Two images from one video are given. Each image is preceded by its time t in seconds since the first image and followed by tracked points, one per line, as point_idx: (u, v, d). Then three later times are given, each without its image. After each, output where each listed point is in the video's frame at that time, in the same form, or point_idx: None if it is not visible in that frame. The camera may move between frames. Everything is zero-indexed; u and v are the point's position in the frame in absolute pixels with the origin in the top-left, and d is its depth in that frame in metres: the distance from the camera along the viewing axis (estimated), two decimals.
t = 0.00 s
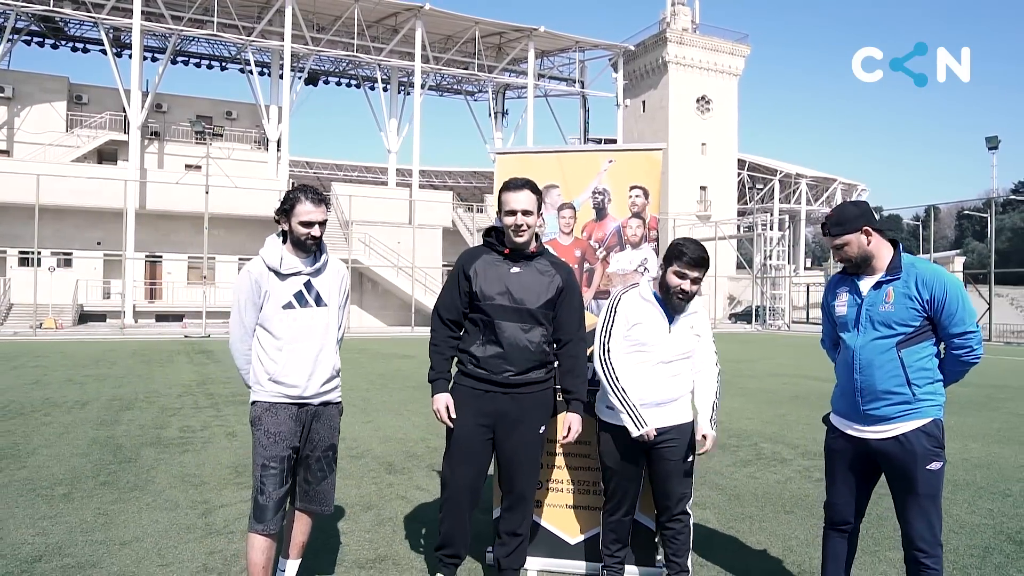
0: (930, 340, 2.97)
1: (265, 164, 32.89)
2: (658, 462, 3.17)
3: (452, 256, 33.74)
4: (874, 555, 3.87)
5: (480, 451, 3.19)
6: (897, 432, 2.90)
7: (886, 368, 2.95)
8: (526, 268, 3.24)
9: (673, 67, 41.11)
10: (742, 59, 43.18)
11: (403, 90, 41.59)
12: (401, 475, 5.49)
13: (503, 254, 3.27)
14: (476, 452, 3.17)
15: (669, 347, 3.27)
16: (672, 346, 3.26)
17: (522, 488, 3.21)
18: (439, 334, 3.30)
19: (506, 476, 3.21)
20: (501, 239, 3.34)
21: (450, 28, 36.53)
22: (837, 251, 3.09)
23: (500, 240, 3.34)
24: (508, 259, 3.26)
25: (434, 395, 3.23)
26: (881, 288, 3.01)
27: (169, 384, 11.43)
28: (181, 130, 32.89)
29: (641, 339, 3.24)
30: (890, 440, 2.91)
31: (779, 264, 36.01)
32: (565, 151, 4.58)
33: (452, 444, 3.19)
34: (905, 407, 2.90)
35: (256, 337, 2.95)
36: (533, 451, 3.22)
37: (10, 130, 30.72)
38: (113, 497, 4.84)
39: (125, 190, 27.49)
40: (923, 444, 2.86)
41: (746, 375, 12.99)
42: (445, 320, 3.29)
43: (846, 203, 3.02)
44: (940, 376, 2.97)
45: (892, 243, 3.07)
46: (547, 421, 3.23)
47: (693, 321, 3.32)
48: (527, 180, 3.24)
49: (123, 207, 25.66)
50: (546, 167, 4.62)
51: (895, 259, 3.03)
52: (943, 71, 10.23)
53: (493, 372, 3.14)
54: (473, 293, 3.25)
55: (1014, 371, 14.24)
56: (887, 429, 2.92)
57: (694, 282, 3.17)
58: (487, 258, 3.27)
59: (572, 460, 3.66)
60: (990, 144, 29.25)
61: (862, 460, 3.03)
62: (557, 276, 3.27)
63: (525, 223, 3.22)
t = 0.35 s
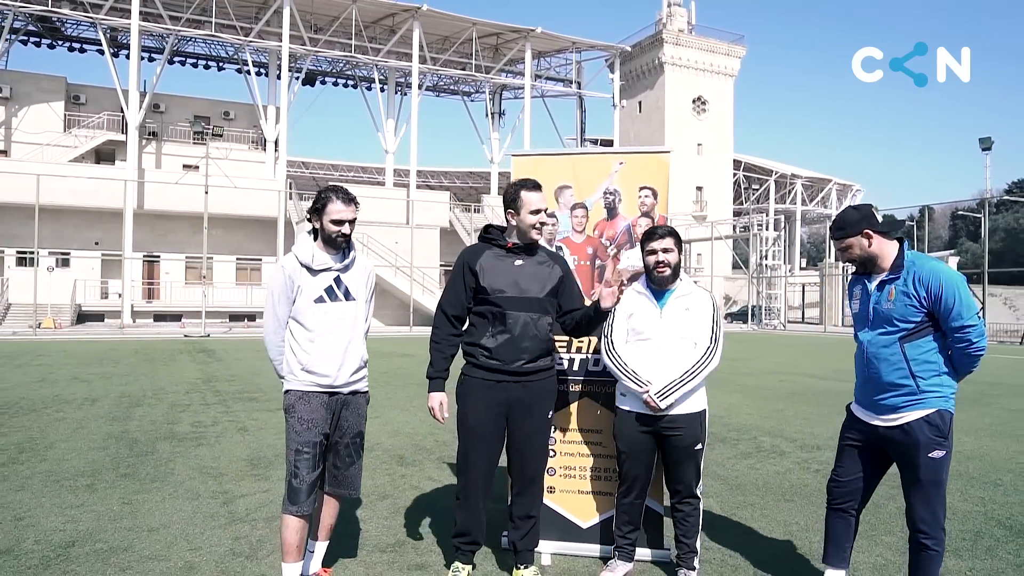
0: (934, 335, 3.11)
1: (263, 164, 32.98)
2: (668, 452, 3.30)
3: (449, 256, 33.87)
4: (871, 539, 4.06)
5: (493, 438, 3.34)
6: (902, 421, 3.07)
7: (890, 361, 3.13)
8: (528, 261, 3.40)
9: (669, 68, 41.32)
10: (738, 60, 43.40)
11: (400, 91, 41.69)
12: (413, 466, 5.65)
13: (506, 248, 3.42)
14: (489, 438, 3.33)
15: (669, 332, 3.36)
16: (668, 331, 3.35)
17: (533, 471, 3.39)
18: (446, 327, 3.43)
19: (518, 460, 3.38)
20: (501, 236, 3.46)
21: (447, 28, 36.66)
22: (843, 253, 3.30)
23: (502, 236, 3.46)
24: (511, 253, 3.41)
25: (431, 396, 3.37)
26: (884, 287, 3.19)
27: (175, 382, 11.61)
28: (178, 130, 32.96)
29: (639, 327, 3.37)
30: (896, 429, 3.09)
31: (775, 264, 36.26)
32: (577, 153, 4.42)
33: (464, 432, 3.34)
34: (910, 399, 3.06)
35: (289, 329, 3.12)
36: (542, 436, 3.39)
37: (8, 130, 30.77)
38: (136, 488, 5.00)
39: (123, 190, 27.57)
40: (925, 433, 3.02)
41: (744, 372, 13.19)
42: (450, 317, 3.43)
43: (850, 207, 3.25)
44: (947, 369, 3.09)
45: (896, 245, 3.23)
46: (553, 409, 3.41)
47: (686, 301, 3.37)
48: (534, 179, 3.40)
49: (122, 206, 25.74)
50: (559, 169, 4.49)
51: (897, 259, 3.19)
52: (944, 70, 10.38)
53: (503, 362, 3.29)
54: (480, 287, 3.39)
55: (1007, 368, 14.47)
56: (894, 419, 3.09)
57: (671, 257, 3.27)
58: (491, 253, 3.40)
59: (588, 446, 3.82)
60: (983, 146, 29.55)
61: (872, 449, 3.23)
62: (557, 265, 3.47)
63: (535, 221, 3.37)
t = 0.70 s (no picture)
0: (915, 334, 3.27)
1: (257, 164, 33.01)
2: (657, 442, 3.48)
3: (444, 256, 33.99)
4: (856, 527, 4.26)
5: (489, 429, 3.50)
6: (878, 413, 3.27)
7: (871, 354, 3.33)
8: (514, 260, 3.57)
9: (662, 68, 41.54)
10: (731, 60, 43.63)
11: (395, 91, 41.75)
12: (414, 461, 5.82)
13: (493, 249, 3.58)
14: (484, 433, 3.48)
15: (655, 329, 3.52)
16: (654, 329, 3.52)
17: (527, 462, 3.57)
18: (438, 326, 3.54)
19: (512, 452, 3.55)
20: (487, 239, 3.63)
21: (442, 29, 36.80)
22: (841, 250, 3.49)
23: (487, 238, 3.63)
24: (498, 254, 3.57)
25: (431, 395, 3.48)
26: (874, 285, 3.38)
27: (175, 381, 11.74)
28: (174, 131, 33.00)
29: (626, 326, 3.55)
30: (875, 419, 3.29)
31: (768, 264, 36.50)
32: (574, 159, 4.63)
33: (461, 426, 3.49)
34: (886, 391, 3.26)
35: (301, 329, 3.29)
36: (534, 427, 3.57)
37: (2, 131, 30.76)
38: (147, 482, 5.16)
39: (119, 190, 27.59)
40: (900, 424, 3.20)
41: (737, 370, 13.38)
42: (442, 317, 3.55)
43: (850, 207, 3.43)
44: (924, 366, 3.26)
45: (889, 246, 3.39)
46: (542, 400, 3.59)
47: (669, 299, 3.55)
48: (519, 184, 3.57)
49: (118, 206, 25.79)
50: (556, 175, 4.67)
51: (889, 259, 3.36)
52: (938, 71, 10.57)
53: (496, 359, 3.45)
54: (470, 287, 3.54)
55: (996, 366, 14.71)
56: (870, 409, 3.30)
57: (649, 259, 3.49)
58: (479, 254, 3.55)
59: (585, 439, 4.00)
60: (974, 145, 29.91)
61: (853, 439, 3.44)
62: (538, 264, 3.66)
63: (521, 223, 3.53)
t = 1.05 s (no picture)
0: (886, 328, 3.46)
1: (252, 163, 33.09)
2: (639, 432, 3.65)
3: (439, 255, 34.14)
4: (828, 513, 4.45)
5: (474, 420, 3.67)
6: (850, 401, 3.42)
7: (844, 346, 3.47)
8: (493, 259, 3.75)
9: (655, 67, 41.76)
10: (724, 59, 43.88)
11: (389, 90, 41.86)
12: (406, 454, 6.00)
13: (473, 249, 3.74)
14: (470, 422, 3.66)
15: (636, 325, 3.70)
16: (635, 324, 3.70)
17: (512, 450, 3.76)
18: (424, 324, 3.67)
19: (497, 441, 3.73)
20: (466, 240, 3.79)
21: (436, 28, 36.91)
22: (815, 245, 3.63)
23: (467, 239, 3.79)
24: (478, 253, 3.74)
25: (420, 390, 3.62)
26: (847, 281, 3.53)
27: (172, 378, 11.89)
28: (168, 130, 33.04)
29: (609, 322, 3.73)
30: (845, 409, 3.44)
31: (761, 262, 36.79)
32: (559, 161, 4.74)
33: (449, 418, 3.65)
34: (860, 380, 3.41)
35: (298, 325, 3.47)
36: (517, 416, 3.76)
37: None
38: (147, 474, 5.33)
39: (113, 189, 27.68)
40: (870, 412, 3.38)
41: (726, 367, 13.60)
42: (430, 315, 3.68)
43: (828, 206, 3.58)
44: (892, 358, 3.46)
45: (862, 244, 3.56)
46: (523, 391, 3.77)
47: (648, 296, 3.72)
48: (496, 187, 3.73)
49: (113, 205, 25.86)
50: (542, 177, 4.78)
51: (862, 256, 3.53)
52: (927, 72, 10.74)
53: (480, 353, 3.63)
54: (453, 286, 3.70)
55: (981, 362, 14.97)
56: (843, 398, 3.44)
57: (623, 258, 3.67)
58: (460, 255, 3.71)
59: (570, 431, 4.18)
60: (963, 145, 30.24)
61: (820, 428, 3.59)
62: (515, 262, 3.83)
63: (497, 223, 3.70)
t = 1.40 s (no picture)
0: (855, 327, 3.62)
1: (247, 162, 33.09)
2: (625, 428, 3.78)
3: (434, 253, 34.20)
4: (810, 507, 4.57)
5: (464, 415, 3.80)
6: (826, 397, 3.54)
7: (820, 344, 3.59)
8: (482, 261, 3.87)
9: (650, 66, 41.87)
10: (718, 58, 44.03)
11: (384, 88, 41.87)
12: (401, 451, 6.12)
13: (462, 252, 3.88)
14: (460, 418, 3.79)
15: (621, 325, 3.82)
16: (621, 325, 3.82)
17: (502, 446, 3.88)
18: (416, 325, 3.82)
19: (488, 437, 3.85)
20: (457, 243, 3.92)
21: (432, 27, 36.93)
22: (788, 245, 3.72)
23: (458, 242, 3.92)
24: (467, 255, 3.87)
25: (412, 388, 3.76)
26: (819, 282, 3.66)
27: (169, 377, 11.99)
28: (163, 128, 33.01)
29: (596, 322, 3.85)
30: (820, 404, 3.55)
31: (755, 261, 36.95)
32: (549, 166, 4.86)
33: (438, 414, 3.78)
34: (835, 377, 3.54)
35: (296, 325, 3.59)
36: (507, 413, 3.87)
37: None
38: (147, 471, 5.44)
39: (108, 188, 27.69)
40: (844, 406, 3.51)
41: (719, 366, 13.74)
42: (419, 315, 3.84)
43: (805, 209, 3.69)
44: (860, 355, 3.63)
45: (831, 247, 3.71)
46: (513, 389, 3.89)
47: (636, 297, 3.84)
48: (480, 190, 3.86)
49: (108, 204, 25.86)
50: (532, 180, 4.90)
51: (832, 258, 3.68)
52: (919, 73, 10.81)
53: (469, 351, 3.75)
54: (443, 287, 3.84)
55: (971, 360, 15.13)
56: (819, 395, 3.55)
57: (618, 261, 3.77)
58: (449, 257, 3.85)
59: (559, 428, 4.30)
60: (955, 145, 30.44)
61: (796, 423, 3.68)
62: (505, 263, 3.94)
63: (481, 224, 3.82)
